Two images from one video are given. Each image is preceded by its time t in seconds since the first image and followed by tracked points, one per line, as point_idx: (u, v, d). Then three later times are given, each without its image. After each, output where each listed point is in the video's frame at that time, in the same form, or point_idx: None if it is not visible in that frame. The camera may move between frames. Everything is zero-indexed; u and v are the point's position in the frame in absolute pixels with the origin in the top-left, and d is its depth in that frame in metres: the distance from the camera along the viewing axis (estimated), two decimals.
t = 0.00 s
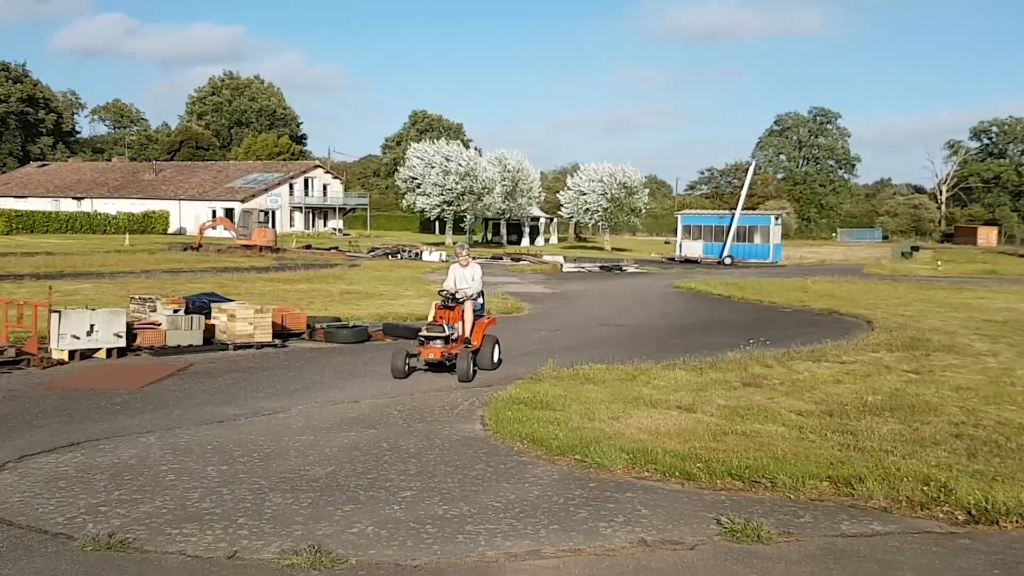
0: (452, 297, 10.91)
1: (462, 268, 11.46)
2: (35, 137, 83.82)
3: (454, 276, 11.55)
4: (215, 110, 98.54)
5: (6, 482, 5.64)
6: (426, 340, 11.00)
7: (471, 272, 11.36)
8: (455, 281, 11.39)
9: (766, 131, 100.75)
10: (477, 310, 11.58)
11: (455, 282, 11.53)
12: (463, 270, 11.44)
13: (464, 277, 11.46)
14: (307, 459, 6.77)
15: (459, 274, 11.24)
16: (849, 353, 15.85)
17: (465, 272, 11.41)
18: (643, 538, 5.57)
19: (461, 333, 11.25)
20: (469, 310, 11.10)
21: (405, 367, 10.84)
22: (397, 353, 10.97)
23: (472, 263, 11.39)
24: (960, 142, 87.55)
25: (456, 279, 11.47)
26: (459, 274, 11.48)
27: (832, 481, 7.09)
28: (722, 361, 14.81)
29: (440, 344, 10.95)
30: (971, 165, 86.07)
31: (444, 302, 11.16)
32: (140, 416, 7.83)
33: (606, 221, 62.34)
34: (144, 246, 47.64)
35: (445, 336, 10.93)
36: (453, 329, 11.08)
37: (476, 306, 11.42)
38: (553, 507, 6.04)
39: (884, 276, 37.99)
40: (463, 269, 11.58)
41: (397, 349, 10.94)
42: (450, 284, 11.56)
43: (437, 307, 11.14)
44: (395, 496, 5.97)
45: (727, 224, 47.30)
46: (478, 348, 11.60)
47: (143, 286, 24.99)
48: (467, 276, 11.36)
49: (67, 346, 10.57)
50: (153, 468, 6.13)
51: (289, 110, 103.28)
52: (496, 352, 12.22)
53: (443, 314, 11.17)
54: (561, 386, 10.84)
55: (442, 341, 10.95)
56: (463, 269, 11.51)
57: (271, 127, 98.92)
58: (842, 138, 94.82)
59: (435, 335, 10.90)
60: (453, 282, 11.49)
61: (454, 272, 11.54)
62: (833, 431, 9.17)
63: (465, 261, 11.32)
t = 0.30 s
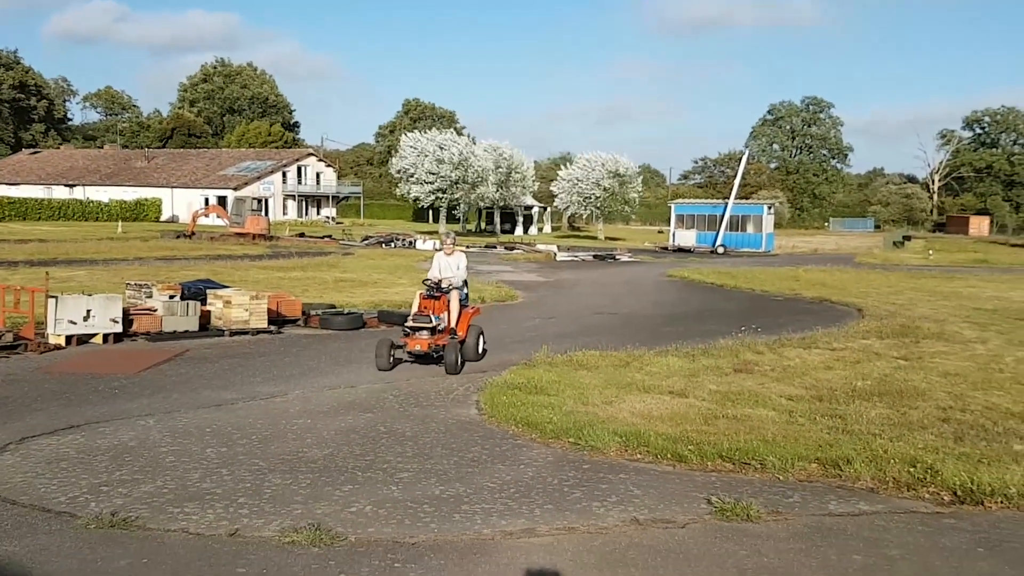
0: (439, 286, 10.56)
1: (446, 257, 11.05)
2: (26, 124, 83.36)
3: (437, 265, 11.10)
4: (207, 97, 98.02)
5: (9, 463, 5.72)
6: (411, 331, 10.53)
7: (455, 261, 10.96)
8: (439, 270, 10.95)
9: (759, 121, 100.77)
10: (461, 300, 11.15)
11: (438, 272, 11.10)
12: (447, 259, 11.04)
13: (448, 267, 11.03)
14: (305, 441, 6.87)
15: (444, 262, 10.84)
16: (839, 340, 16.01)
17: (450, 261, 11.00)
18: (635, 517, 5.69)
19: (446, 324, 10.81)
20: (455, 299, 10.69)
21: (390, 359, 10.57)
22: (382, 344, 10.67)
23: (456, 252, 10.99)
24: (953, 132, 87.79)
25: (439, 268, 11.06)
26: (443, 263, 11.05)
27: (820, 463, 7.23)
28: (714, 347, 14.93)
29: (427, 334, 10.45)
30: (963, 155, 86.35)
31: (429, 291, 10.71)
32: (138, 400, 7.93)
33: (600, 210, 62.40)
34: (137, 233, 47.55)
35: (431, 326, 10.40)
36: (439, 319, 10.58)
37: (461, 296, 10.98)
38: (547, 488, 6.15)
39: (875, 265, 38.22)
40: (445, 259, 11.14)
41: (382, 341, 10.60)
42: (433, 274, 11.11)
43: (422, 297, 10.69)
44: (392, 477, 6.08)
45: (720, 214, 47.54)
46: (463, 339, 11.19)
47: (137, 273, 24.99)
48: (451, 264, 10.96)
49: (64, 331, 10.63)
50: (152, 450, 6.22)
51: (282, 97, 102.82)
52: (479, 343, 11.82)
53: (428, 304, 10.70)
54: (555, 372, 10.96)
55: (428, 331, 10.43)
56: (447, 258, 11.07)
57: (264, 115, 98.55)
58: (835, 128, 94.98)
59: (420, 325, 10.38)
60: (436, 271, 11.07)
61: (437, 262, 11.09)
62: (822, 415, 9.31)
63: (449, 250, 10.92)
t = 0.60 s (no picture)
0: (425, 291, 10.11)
1: (429, 260, 10.56)
2: (12, 126, 82.90)
3: (420, 268, 10.59)
4: (193, 100, 97.65)
5: (9, 465, 5.73)
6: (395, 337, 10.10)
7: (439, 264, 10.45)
8: (422, 273, 10.45)
9: (745, 123, 101.26)
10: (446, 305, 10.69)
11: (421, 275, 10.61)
12: (430, 261, 10.55)
13: (431, 270, 10.54)
14: (303, 442, 6.90)
15: (428, 267, 10.52)
16: (828, 340, 16.16)
17: (433, 264, 10.52)
18: (634, 515, 5.76)
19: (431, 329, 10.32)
20: (440, 304, 10.22)
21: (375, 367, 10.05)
22: (364, 351, 10.20)
23: (440, 254, 10.48)
24: (937, 135, 88.52)
25: (422, 271, 10.57)
26: (426, 266, 10.54)
27: (813, 461, 7.32)
28: (704, 348, 15.03)
29: (412, 342, 10.05)
30: (947, 157, 87.07)
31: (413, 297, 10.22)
32: (135, 402, 7.96)
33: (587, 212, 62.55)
34: (124, 236, 47.32)
35: (417, 332, 10.02)
36: (424, 325, 10.15)
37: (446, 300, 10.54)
38: (545, 488, 6.21)
39: (861, 267, 38.51)
40: (428, 260, 10.63)
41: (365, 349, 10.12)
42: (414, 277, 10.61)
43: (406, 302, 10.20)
44: (391, 477, 6.13)
45: (708, 215, 47.76)
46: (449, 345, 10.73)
47: (125, 276, 24.90)
48: (435, 267, 10.48)
49: (58, 334, 10.66)
50: (152, 451, 6.24)
51: (269, 100, 102.54)
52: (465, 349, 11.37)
53: (412, 310, 10.22)
54: (549, 373, 11.01)
55: (414, 338, 10.04)
56: (430, 260, 10.57)
57: (251, 117, 98.27)
58: (821, 130, 95.60)
59: (406, 332, 9.98)
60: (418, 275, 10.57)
61: (420, 264, 10.58)
62: (814, 415, 9.41)
63: (433, 253, 10.41)
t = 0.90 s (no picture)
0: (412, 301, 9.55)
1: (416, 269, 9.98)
2: None
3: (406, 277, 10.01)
4: (176, 108, 97.23)
5: (15, 475, 5.74)
6: (384, 351, 9.56)
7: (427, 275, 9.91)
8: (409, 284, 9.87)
9: (728, 130, 101.89)
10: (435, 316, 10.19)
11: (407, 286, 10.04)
12: (417, 270, 9.98)
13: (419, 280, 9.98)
14: (306, 450, 6.90)
15: (414, 276, 9.95)
16: (818, 345, 16.27)
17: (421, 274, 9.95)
18: (640, 518, 5.80)
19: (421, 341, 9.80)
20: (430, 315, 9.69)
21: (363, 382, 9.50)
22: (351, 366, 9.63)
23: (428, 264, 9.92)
24: (918, 140, 89.51)
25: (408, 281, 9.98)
26: (413, 275, 9.96)
27: (813, 464, 7.38)
28: (697, 353, 15.10)
29: (403, 356, 9.50)
30: (928, 162, 87.97)
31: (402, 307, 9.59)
32: (136, 412, 7.95)
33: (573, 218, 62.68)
34: (108, 246, 47.07)
35: (409, 346, 9.48)
36: (415, 338, 9.63)
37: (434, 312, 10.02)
38: (550, 492, 6.24)
39: (847, 272, 38.78)
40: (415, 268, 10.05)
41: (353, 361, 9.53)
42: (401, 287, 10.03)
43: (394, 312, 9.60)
44: (397, 484, 6.14)
45: (693, 221, 47.97)
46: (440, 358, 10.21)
47: (113, 286, 24.76)
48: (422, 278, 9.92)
49: (52, 345, 10.62)
50: (156, 460, 6.25)
51: (252, 108, 102.22)
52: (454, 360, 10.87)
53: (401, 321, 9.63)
54: (546, 379, 11.03)
55: (405, 352, 9.51)
56: (416, 269, 9.98)
57: (234, 126, 98.01)
58: (803, 135, 96.41)
59: (397, 345, 9.44)
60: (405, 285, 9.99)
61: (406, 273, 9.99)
62: (811, 418, 9.47)
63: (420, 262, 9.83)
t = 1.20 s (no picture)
0: (416, 320, 9.00)
1: (418, 286, 9.42)
2: None
3: (408, 294, 9.44)
4: (179, 124, 97.64)
5: (30, 490, 5.78)
6: (389, 371, 9.02)
7: (429, 292, 9.34)
8: (412, 301, 9.31)
9: (728, 144, 102.16)
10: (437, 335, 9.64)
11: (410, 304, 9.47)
12: (420, 286, 9.42)
13: (421, 297, 9.39)
14: (318, 464, 6.92)
15: (416, 293, 9.38)
16: (824, 358, 16.26)
17: (423, 291, 9.39)
18: (653, 532, 5.80)
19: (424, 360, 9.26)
20: (435, 333, 9.14)
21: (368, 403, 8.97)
22: (356, 388, 9.09)
23: (431, 280, 9.37)
24: (919, 154, 89.74)
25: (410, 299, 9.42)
26: (415, 293, 9.40)
27: (824, 477, 7.37)
28: (703, 366, 15.11)
29: (410, 377, 8.97)
30: (929, 176, 88.09)
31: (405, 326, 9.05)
32: (148, 426, 8.00)
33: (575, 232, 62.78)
34: (112, 261, 47.22)
35: (416, 365, 8.94)
36: (421, 356, 9.05)
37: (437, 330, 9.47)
38: (563, 506, 6.24)
39: (850, 285, 38.80)
40: (416, 285, 9.48)
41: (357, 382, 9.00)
42: (403, 306, 9.42)
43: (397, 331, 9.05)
44: (409, 497, 6.14)
45: (695, 235, 48.03)
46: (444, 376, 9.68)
47: (118, 302, 24.83)
48: (425, 295, 9.37)
49: (62, 360, 10.66)
50: (170, 475, 6.28)
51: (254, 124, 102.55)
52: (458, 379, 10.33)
53: (405, 340, 9.08)
54: (554, 392, 11.02)
55: (411, 372, 8.98)
56: (418, 286, 9.43)
57: (237, 142, 98.45)
58: (804, 149, 96.64)
59: (403, 365, 8.90)
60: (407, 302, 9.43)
61: (408, 291, 9.41)
62: (819, 431, 9.47)
63: (422, 278, 9.27)
